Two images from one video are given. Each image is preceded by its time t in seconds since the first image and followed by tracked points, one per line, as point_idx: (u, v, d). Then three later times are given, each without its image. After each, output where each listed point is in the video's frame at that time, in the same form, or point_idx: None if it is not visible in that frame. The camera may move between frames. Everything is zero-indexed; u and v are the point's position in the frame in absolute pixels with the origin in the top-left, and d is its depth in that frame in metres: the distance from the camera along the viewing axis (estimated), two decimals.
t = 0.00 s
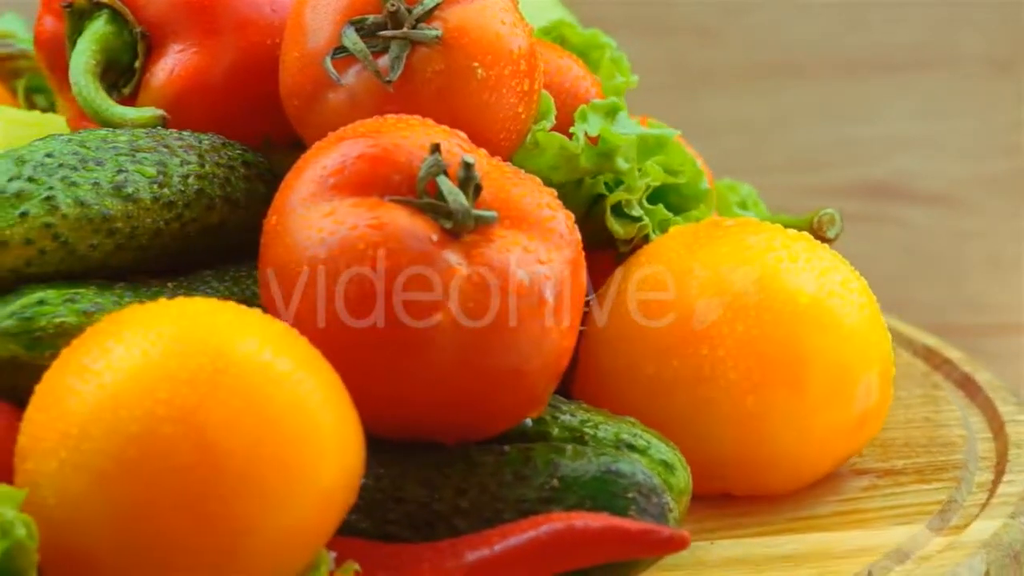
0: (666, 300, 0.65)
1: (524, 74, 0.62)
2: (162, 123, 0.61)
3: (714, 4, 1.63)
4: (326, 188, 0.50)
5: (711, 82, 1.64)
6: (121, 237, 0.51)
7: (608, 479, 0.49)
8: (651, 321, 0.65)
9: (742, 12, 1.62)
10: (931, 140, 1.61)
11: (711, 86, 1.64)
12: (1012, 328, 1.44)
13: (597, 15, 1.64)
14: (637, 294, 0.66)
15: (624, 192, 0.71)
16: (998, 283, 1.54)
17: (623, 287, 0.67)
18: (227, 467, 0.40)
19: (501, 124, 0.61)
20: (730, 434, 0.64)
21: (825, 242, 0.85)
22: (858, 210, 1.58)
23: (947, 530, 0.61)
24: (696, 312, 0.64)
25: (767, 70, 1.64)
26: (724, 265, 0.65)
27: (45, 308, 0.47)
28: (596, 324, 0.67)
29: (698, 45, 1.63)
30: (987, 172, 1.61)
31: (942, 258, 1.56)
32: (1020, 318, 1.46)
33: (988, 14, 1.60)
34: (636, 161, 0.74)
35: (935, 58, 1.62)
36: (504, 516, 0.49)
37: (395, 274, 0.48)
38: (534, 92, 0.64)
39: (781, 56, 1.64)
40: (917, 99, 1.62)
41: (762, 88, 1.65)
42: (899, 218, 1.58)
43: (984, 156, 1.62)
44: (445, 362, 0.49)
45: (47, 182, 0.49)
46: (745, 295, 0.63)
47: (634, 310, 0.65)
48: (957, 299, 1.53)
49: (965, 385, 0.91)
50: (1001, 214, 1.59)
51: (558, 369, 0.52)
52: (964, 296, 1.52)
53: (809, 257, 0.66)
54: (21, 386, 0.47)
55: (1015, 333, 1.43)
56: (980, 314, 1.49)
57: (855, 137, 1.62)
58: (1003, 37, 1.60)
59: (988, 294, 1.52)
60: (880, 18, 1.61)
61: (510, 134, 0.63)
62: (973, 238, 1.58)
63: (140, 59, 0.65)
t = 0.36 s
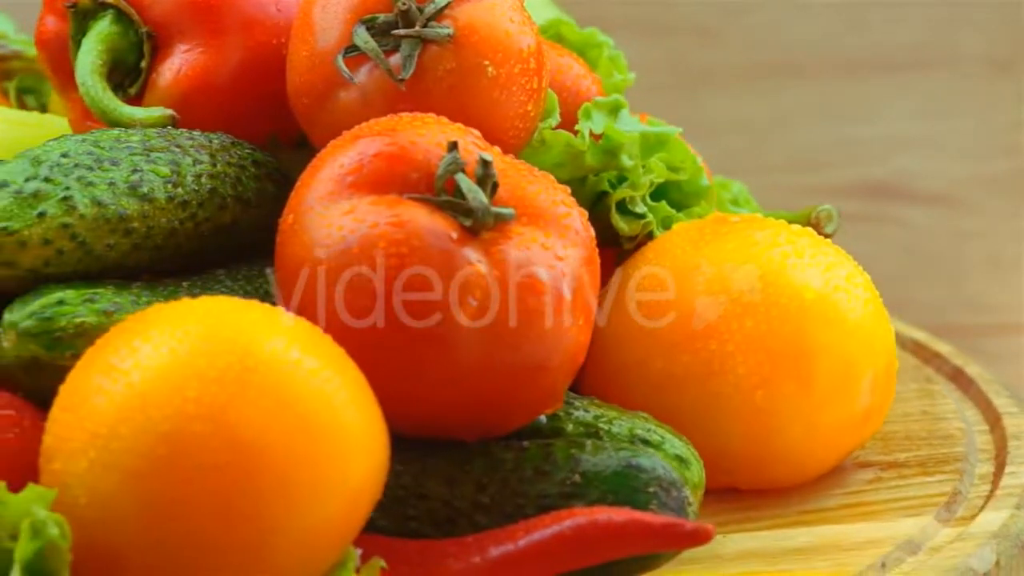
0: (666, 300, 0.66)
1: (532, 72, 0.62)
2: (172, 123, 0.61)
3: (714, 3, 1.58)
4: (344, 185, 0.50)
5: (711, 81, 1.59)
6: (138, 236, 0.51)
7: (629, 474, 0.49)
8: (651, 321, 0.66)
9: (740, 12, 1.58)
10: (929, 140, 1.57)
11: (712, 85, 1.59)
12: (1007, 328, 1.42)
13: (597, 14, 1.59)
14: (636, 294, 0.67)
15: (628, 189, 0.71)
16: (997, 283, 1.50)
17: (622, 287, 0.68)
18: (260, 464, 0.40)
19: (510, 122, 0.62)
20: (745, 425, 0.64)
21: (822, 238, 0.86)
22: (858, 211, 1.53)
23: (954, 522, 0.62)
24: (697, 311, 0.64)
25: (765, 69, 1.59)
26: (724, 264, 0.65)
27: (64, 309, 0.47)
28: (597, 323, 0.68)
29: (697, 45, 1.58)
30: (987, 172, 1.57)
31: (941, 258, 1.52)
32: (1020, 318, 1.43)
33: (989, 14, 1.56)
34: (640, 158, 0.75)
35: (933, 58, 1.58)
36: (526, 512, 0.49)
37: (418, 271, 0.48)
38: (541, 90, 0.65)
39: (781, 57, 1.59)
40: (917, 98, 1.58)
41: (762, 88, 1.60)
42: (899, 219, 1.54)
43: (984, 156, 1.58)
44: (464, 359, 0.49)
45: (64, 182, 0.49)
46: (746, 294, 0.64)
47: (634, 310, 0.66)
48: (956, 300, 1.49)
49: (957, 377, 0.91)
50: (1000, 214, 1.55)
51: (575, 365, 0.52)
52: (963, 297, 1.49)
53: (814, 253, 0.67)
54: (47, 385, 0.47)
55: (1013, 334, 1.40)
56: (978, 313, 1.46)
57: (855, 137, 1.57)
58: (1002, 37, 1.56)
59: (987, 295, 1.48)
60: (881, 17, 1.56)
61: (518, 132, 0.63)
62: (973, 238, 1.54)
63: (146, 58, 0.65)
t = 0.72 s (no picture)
0: (666, 301, 0.67)
1: (540, 70, 0.63)
2: (180, 123, 0.60)
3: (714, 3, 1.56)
4: (363, 184, 0.50)
5: (713, 81, 1.58)
6: (155, 236, 0.50)
7: (651, 468, 0.50)
8: (652, 321, 0.67)
9: (741, 12, 1.56)
10: (928, 139, 1.56)
11: (712, 85, 1.58)
12: (1006, 328, 1.46)
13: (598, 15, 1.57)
14: (636, 295, 0.68)
15: (632, 185, 0.72)
16: (997, 282, 1.51)
17: (623, 287, 0.69)
18: (292, 462, 0.40)
19: (519, 119, 0.62)
20: (754, 420, 0.65)
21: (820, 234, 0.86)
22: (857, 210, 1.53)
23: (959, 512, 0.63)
24: (697, 310, 0.65)
25: (767, 69, 1.58)
26: (724, 265, 0.66)
27: (86, 308, 0.46)
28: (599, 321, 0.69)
29: (695, 45, 1.57)
30: (987, 172, 1.55)
31: (941, 258, 1.53)
32: (1019, 318, 1.47)
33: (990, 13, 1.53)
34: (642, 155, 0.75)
35: (932, 57, 1.56)
36: (547, 507, 0.50)
37: (441, 269, 0.48)
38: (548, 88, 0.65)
39: (781, 57, 1.57)
40: (916, 99, 1.56)
41: (761, 88, 1.58)
42: (900, 219, 1.54)
43: (984, 156, 1.56)
44: (486, 357, 0.49)
45: (82, 182, 0.49)
46: (746, 296, 0.65)
47: (634, 310, 0.67)
48: (955, 300, 1.52)
49: (948, 371, 0.91)
50: (998, 213, 1.54)
51: (593, 361, 0.53)
52: (964, 296, 1.51)
53: (819, 248, 0.67)
54: (67, 385, 0.47)
55: (1010, 333, 1.45)
56: (977, 312, 1.49)
57: (855, 136, 1.56)
58: (1002, 37, 1.54)
59: (988, 294, 1.51)
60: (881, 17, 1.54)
61: (527, 129, 0.63)
62: (972, 239, 1.55)
63: (153, 58, 0.65)
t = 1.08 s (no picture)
0: (665, 300, 0.67)
1: (547, 68, 0.63)
2: (188, 122, 0.60)
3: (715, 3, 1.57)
4: (378, 182, 0.50)
5: (713, 80, 1.58)
6: (169, 235, 0.50)
7: (666, 462, 0.50)
8: (651, 321, 0.67)
9: (741, 12, 1.57)
10: (928, 139, 1.56)
11: (712, 85, 1.58)
12: (1006, 328, 1.41)
13: (599, 15, 1.58)
14: (636, 295, 0.68)
15: (633, 183, 0.72)
16: (998, 282, 1.48)
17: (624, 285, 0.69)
18: (318, 458, 0.40)
19: (527, 117, 0.62)
20: (760, 415, 0.66)
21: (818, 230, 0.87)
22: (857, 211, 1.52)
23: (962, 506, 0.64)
24: (697, 310, 0.66)
25: (767, 69, 1.58)
26: (725, 263, 0.66)
27: (103, 308, 0.46)
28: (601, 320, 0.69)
29: (695, 45, 1.58)
30: (987, 172, 1.54)
31: (942, 258, 1.52)
32: (1019, 318, 1.43)
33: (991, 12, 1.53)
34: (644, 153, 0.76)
35: (932, 57, 1.56)
36: (564, 503, 0.50)
37: (458, 265, 0.48)
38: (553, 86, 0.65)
39: (782, 57, 1.57)
40: (916, 99, 1.56)
41: (763, 89, 1.59)
42: (900, 219, 1.52)
43: (984, 156, 1.56)
44: (503, 353, 0.49)
45: (96, 182, 0.49)
46: (747, 295, 0.65)
47: (634, 311, 0.68)
48: (956, 299, 1.48)
49: (941, 366, 0.92)
50: (999, 214, 1.53)
51: (606, 357, 0.53)
52: (964, 295, 1.47)
53: (821, 244, 0.68)
54: (87, 385, 0.47)
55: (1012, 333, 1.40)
56: (979, 312, 1.45)
57: (855, 136, 1.57)
58: (1002, 37, 1.53)
59: (988, 294, 1.47)
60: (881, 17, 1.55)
61: (533, 128, 0.63)
62: (972, 239, 1.53)
63: (158, 58, 0.65)
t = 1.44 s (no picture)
0: (666, 300, 0.68)
1: (555, 66, 0.63)
2: (198, 121, 0.60)
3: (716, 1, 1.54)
4: (397, 180, 0.51)
5: (711, 80, 1.56)
6: (187, 235, 0.50)
7: (686, 455, 0.51)
8: (651, 322, 0.68)
9: (739, 13, 1.54)
10: (928, 140, 1.54)
11: (710, 85, 1.55)
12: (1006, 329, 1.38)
13: (601, 14, 1.55)
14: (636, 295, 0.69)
15: (637, 181, 0.73)
16: (997, 281, 1.46)
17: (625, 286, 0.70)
18: (352, 454, 0.40)
19: (536, 115, 0.62)
20: (768, 406, 0.67)
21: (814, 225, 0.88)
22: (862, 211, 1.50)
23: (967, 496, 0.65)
24: (697, 311, 0.67)
25: (765, 70, 1.56)
26: (724, 264, 0.67)
27: (124, 308, 0.46)
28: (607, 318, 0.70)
29: (694, 47, 1.55)
30: (987, 172, 1.53)
31: (941, 257, 1.48)
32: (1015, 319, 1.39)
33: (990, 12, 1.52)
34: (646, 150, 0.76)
35: (932, 58, 1.54)
36: (587, 497, 0.50)
37: (480, 263, 0.48)
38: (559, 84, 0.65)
39: (779, 57, 1.55)
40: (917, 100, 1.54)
41: (763, 88, 1.57)
42: (899, 219, 1.50)
43: (983, 156, 1.55)
44: (524, 348, 0.50)
45: (115, 182, 0.49)
46: (746, 294, 0.66)
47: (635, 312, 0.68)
48: (952, 299, 1.44)
49: (930, 359, 0.92)
50: (999, 214, 1.51)
51: (622, 352, 0.53)
52: (963, 297, 1.44)
53: (825, 240, 0.69)
54: (110, 384, 0.47)
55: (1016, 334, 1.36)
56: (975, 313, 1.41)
57: (856, 136, 1.55)
58: (1002, 37, 1.53)
59: (987, 294, 1.44)
60: (881, 21, 1.52)
61: (541, 125, 0.64)
62: (973, 238, 1.50)
63: (164, 58, 0.64)
